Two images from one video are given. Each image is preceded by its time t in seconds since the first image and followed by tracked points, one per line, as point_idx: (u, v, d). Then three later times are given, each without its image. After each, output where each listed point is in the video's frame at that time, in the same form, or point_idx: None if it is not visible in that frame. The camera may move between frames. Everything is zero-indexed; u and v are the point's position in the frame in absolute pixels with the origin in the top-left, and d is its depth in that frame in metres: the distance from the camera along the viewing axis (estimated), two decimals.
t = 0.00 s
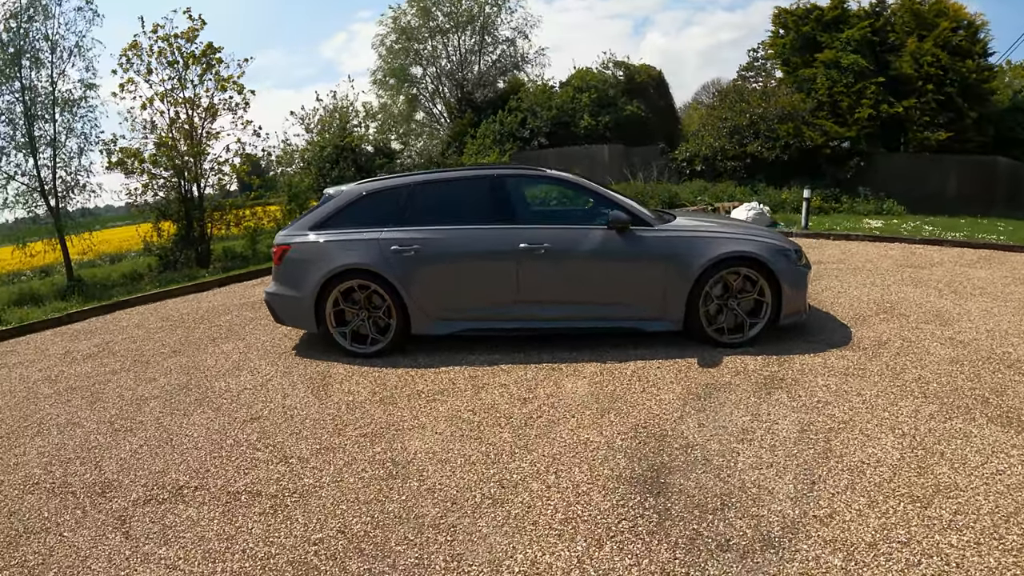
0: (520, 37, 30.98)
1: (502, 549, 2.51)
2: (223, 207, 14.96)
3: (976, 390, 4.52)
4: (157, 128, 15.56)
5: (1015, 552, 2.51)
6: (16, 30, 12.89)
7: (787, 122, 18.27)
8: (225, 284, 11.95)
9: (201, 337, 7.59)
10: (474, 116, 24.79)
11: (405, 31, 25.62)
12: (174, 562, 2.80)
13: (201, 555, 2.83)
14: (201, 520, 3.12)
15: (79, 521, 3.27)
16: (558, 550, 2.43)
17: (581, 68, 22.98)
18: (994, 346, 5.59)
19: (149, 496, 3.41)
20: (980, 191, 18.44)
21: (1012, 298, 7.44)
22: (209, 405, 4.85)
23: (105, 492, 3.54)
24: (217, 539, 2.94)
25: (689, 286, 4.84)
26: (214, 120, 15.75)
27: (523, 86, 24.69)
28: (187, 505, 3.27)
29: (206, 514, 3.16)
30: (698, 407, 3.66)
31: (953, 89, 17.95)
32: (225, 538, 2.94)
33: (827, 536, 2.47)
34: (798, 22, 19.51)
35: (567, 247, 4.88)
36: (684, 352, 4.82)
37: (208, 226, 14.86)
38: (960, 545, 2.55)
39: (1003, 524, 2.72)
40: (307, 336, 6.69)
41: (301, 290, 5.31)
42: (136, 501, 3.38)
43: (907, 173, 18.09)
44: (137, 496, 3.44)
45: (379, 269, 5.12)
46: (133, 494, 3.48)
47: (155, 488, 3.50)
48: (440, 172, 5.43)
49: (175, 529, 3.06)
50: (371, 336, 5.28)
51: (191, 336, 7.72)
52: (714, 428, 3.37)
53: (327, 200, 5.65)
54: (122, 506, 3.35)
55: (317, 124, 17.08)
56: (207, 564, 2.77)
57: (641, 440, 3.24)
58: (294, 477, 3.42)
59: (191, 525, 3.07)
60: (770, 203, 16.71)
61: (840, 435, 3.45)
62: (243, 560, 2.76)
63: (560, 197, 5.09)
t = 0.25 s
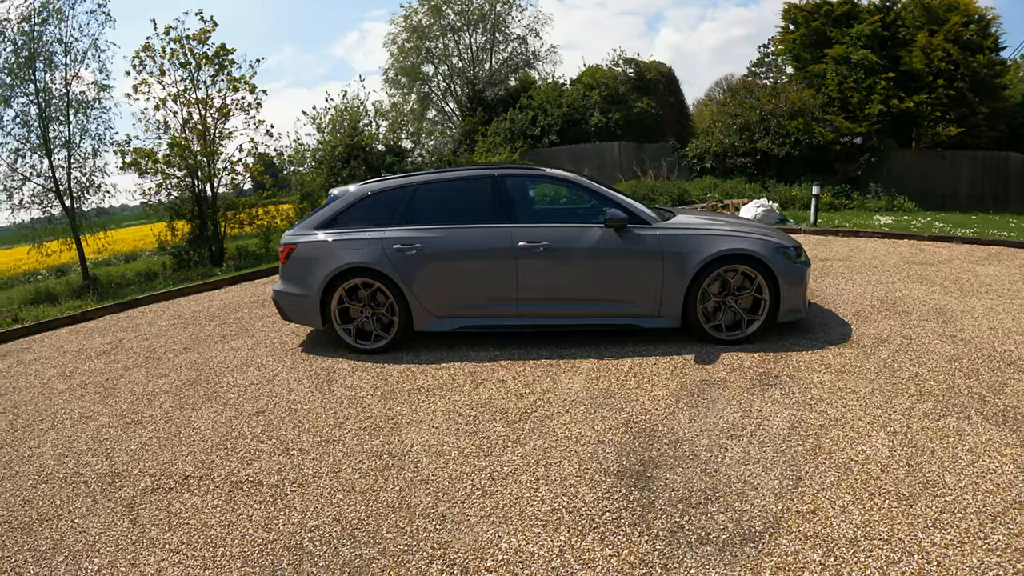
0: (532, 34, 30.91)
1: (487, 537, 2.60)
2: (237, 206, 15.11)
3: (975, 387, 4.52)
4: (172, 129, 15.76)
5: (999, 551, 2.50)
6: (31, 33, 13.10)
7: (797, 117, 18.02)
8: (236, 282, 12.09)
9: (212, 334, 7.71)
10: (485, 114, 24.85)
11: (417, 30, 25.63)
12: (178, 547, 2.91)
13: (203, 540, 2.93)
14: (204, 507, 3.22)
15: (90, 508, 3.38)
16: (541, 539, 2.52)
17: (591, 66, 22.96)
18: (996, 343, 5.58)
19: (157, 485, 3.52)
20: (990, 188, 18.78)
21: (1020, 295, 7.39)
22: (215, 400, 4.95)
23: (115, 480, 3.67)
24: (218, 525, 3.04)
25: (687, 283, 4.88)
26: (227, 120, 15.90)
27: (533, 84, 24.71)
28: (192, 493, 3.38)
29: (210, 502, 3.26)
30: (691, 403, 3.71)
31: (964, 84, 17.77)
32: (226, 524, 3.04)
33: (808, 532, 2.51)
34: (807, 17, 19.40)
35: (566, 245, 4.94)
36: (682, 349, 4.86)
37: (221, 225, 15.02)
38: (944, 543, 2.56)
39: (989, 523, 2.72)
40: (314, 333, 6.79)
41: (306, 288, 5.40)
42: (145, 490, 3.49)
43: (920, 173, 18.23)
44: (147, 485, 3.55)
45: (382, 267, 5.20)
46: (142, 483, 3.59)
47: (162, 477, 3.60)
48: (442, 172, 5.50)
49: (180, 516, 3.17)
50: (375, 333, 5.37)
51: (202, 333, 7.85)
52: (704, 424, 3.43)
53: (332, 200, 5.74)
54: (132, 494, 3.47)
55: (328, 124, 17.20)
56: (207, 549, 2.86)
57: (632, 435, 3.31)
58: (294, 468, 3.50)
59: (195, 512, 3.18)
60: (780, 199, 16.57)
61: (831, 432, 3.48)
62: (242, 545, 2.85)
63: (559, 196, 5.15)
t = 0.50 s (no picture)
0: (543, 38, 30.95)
1: (460, 533, 2.69)
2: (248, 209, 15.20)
3: (967, 393, 4.49)
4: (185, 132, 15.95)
5: (973, 561, 2.51)
6: (46, 38, 13.34)
7: (806, 120, 17.91)
8: (244, 284, 12.21)
9: (217, 334, 7.81)
10: (495, 117, 24.90)
11: (429, 34, 25.66)
12: (169, 535, 2.98)
13: (192, 530, 3.00)
14: (197, 498, 3.30)
15: (89, 498, 3.46)
16: (510, 536, 2.62)
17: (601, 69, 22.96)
18: (994, 349, 5.54)
19: (153, 477, 3.60)
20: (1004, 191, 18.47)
21: None
22: (213, 397, 5.03)
23: (115, 472, 3.75)
24: (208, 516, 3.10)
25: (678, 287, 4.90)
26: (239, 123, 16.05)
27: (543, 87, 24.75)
28: (186, 485, 3.45)
29: (201, 494, 3.34)
30: (675, 407, 3.73)
31: (975, 85, 17.67)
32: (216, 515, 3.11)
33: (777, 537, 2.54)
34: (817, 19, 19.28)
35: (558, 249, 4.98)
36: (673, 352, 4.88)
37: (234, 228, 15.15)
38: (917, 552, 2.56)
39: (966, 533, 2.72)
40: (316, 335, 6.87)
41: (305, 290, 5.47)
42: (142, 482, 3.57)
43: (930, 176, 18.20)
44: (145, 477, 3.63)
45: (378, 271, 5.26)
46: (141, 475, 3.67)
47: (159, 470, 3.68)
48: (438, 177, 5.56)
49: (173, 506, 3.24)
50: (372, 335, 5.43)
51: (207, 333, 7.94)
52: (685, 427, 3.46)
53: (332, 205, 5.82)
54: (130, 485, 3.55)
55: (338, 128, 17.33)
56: (195, 538, 2.94)
57: (612, 437, 3.36)
58: (285, 463, 3.56)
59: (188, 503, 3.25)
60: (789, 202, 16.45)
61: (813, 438, 3.48)
62: (228, 536, 2.92)
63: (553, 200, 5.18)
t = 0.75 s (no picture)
0: (549, 41, 30.91)
1: (425, 527, 2.71)
2: (254, 208, 15.17)
3: (950, 399, 4.47)
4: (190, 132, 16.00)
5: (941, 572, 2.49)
6: (54, 38, 13.45)
7: (809, 125, 17.86)
8: (244, 283, 12.23)
9: (212, 332, 7.84)
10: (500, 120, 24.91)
11: (435, 36, 25.53)
12: (149, 522, 3.00)
13: (172, 518, 3.02)
14: (178, 488, 3.32)
15: (77, 486, 3.49)
16: (474, 532, 2.64)
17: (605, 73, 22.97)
18: (985, 355, 5.51)
19: (139, 468, 3.62)
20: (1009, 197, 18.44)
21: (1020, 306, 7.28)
22: (201, 392, 5.05)
23: (103, 462, 3.78)
24: (189, 505, 3.13)
25: (662, 290, 4.89)
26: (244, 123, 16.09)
27: (548, 90, 24.74)
28: (169, 476, 3.48)
29: (183, 484, 3.36)
30: (652, 409, 3.74)
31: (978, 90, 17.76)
32: (194, 505, 3.13)
33: (739, 541, 2.54)
34: (821, 23, 19.25)
35: (543, 252, 4.99)
36: (655, 355, 4.88)
37: (238, 228, 15.06)
38: (882, 562, 2.54)
39: (934, 543, 2.70)
40: (308, 334, 6.89)
41: (295, 289, 5.50)
42: (129, 472, 3.59)
43: (934, 182, 18.11)
44: (132, 467, 3.65)
45: (366, 272, 5.28)
46: (127, 465, 3.69)
47: (145, 461, 3.71)
48: (427, 180, 5.58)
49: (156, 495, 3.26)
50: (360, 334, 5.45)
51: (203, 331, 7.97)
52: (659, 429, 3.46)
53: (324, 206, 5.84)
54: (116, 475, 3.56)
55: (342, 130, 17.38)
56: (173, 525, 2.96)
57: (586, 437, 3.37)
58: (266, 457, 3.57)
59: (170, 492, 3.28)
60: (790, 206, 16.39)
61: (788, 443, 3.47)
62: (205, 525, 2.93)
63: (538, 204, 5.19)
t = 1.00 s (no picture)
0: (545, 44, 30.97)
1: (396, 520, 2.72)
2: (249, 209, 15.18)
3: (929, 400, 4.50)
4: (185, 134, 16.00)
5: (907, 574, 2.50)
6: (52, 39, 13.47)
7: (803, 127, 17.92)
8: (238, 284, 12.23)
9: (203, 332, 7.84)
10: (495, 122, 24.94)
11: (432, 38, 25.55)
12: (133, 514, 3.01)
13: (155, 511, 3.03)
14: (163, 482, 3.34)
15: (64, 480, 3.50)
16: (443, 526, 2.65)
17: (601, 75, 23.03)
18: (967, 357, 5.53)
19: (125, 462, 3.64)
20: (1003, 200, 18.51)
21: (1006, 308, 7.32)
22: (187, 390, 5.06)
23: (90, 457, 3.79)
24: (173, 498, 3.14)
25: (643, 291, 4.91)
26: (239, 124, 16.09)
27: (544, 92, 24.79)
28: (155, 470, 3.49)
29: (167, 478, 3.37)
30: (629, 409, 3.76)
31: (972, 93, 17.59)
32: (177, 498, 3.14)
33: (704, 540, 2.55)
34: (815, 26, 19.29)
35: (525, 253, 5.01)
36: (637, 355, 4.90)
37: (234, 229, 15.05)
38: (847, 563, 2.55)
39: (902, 544, 2.72)
40: (296, 334, 6.90)
41: (282, 290, 5.52)
42: (116, 466, 3.61)
43: (928, 185, 18.18)
44: (119, 462, 3.66)
45: (351, 272, 5.30)
46: (114, 460, 3.71)
47: (131, 456, 3.72)
48: (413, 182, 5.60)
49: (140, 488, 3.28)
50: (346, 334, 5.46)
51: (194, 331, 7.98)
52: (635, 428, 3.48)
53: (311, 208, 5.86)
54: (103, 469, 3.58)
55: (337, 131, 17.42)
56: (156, 517, 2.97)
57: (562, 435, 3.39)
58: (249, 453, 3.58)
59: (154, 486, 3.29)
60: (784, 208, 16.43)
61: (761, 443, 3.49)
62: (185, 517, 2.94)
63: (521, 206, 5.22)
